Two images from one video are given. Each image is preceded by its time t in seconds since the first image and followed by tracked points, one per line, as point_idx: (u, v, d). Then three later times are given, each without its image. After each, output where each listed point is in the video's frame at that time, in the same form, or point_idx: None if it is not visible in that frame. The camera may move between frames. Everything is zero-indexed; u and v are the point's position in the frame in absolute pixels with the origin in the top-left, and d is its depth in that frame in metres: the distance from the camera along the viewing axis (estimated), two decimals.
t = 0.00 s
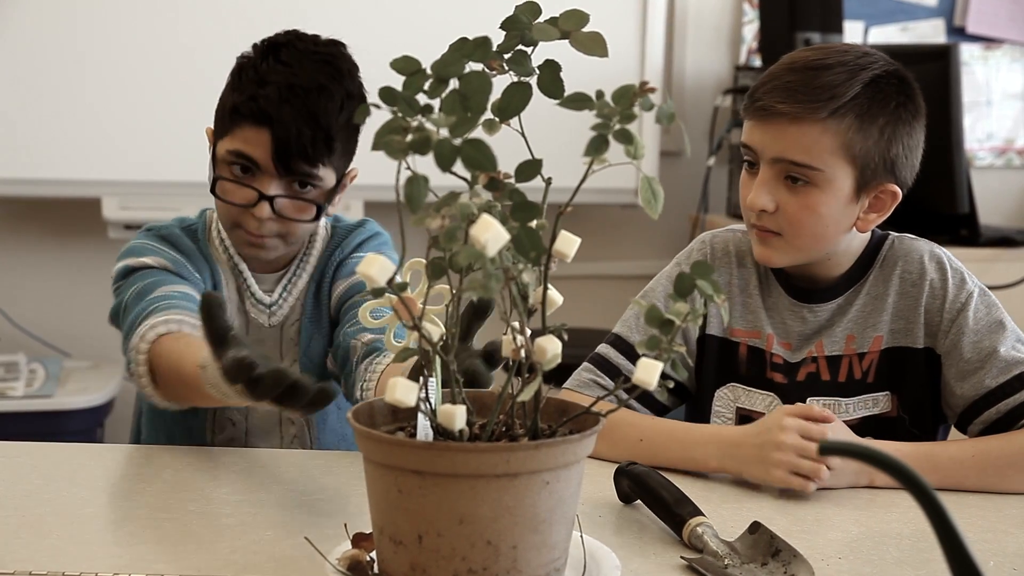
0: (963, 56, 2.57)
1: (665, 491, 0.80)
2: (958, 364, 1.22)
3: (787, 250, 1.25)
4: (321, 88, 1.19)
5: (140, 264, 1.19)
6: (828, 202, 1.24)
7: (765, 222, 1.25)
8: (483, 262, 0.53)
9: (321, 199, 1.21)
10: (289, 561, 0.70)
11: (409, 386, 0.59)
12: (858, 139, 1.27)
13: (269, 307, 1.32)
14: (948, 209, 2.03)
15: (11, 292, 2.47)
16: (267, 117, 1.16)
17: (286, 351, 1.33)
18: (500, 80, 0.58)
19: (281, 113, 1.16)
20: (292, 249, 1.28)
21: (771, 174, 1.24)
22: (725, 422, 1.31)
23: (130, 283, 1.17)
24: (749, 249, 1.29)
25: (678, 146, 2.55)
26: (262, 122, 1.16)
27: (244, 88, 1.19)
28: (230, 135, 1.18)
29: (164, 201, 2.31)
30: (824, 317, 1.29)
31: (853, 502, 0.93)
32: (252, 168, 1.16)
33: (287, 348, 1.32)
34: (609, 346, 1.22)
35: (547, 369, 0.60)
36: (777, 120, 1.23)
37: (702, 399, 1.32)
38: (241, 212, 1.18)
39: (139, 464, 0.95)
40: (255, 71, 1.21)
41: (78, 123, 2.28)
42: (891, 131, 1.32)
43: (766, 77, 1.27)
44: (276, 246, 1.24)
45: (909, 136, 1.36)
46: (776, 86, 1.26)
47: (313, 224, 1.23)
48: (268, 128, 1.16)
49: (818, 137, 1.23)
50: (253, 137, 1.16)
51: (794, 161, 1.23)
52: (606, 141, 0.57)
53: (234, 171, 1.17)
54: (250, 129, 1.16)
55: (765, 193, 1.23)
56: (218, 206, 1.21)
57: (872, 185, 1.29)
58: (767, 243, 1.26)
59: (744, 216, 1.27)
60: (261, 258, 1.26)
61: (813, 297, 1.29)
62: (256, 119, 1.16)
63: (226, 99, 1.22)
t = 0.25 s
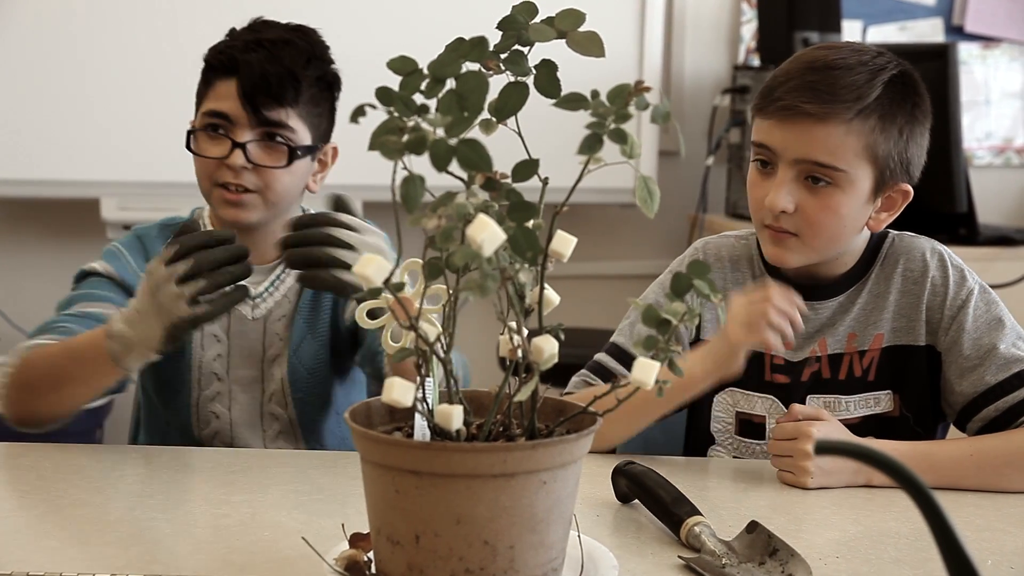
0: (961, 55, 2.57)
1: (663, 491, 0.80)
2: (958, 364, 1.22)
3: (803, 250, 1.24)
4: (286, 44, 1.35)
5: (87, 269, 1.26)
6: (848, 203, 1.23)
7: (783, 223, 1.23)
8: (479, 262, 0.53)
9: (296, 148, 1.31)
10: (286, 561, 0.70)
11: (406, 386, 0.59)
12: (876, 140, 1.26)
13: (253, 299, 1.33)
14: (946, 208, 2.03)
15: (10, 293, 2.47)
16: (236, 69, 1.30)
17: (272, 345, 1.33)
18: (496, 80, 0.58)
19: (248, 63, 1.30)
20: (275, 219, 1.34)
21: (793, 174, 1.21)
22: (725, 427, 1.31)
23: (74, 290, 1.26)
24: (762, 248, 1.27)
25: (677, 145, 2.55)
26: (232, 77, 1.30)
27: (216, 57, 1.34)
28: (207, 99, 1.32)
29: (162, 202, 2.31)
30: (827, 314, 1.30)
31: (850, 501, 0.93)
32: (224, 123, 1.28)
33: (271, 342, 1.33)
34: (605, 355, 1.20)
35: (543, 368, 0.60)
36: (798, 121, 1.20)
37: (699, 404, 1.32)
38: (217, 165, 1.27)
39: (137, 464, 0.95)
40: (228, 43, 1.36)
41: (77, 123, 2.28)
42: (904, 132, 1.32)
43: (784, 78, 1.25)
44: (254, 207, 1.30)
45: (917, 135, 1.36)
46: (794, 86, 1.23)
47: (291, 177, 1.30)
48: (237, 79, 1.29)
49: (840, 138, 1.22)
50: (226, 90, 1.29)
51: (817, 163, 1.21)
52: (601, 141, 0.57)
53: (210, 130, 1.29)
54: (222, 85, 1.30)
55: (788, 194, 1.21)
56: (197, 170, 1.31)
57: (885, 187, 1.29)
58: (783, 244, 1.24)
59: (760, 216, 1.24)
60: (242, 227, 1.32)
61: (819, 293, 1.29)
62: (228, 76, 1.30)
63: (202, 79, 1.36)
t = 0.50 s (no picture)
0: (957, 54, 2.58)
1: (657, 491, 0.80)
2: (951, 362, 1.22)
3: (809, 258, 1.24)
4: (259, 35, 1.41)
5: (46, 284, 1.34)
6: (855, 211, 1.23)
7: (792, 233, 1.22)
8: (471, 263, 0.54)
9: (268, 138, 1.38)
10: (281, 563, 0.70)
11: (398, 387, 0.59)
12: (880, 146, 1.26)
13: (231, 287, 1.38)
14: (942, 206, 2.03)
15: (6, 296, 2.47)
16: (206, 60, 1.36)
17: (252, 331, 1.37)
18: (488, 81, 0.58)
19: (218, 53, 1.36)
20: (254, 209, 1.40)
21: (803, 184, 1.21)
22: (716, 421, 1.30)
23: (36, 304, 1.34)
24: (768, 257, 1.27)
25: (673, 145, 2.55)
26: (203, 68, 1.35)
27: (187, 49, 1.40)
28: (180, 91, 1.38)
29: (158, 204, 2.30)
30: (823, 311, 1.30)
31: (845, 500, 0.93)
32: (199, 115, 1.35)
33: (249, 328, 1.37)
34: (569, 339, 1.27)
35: (536, 369, 0.60)
36: (807, 131, 1.20)
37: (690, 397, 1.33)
38: (192, 156, 1.34)
39: (132, 466, 0.95)
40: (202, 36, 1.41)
41: (74, 125, 2.28)
42: (903, 135, 1.32)
43: (788, 87, 1.24)
44: (231, 196, 1.36)
45: (914, 137, 1.36)
46: (799, 96, 1.23)
47: (264, 167, 1.37)
48: (207, 69, 1.35)
49: (847, 146, 1.21)
50: (197, 81, 1.35)
51: (827, 172, 1.20)
52: (593, 142, 0.57)
53: (184, 122, 1.35)
54: (194, 76, 1.36)
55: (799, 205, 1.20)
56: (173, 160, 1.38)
57: (887, 189, 1.29)
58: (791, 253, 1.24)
59: (769, 227, 1.23)
60: (220, 216, 1.38)
61: (815, 289, 1.30)
62: (199, 68, 1.36)
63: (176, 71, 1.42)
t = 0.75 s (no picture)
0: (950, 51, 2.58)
1: (650, 489, 0.80)
2: (942, 360, 1.22)
3: (802, 255, 1.24)
4: (261, 69, 1.37)
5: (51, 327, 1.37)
6: (845, 205, 1.23)
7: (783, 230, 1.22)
8: (459, 262, 0.54)
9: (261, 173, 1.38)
10: (273, 563, 0.70)
11: (388, 387, 0.59)
12: (866, 140, 1.26)
13: (213, 289, 1.37)
14: (935, 204, 2.03)
15: None
16: (207, 88, 1.34)
17: (234, 331, 1.37)
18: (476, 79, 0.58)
19: (219, 84, 1.34)
20: (241, 230, 1.40)
21: (791, 181, 1.21)
22: (708, 421, 1.31)
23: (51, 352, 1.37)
24: (760, 256, 1.27)
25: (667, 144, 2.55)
26: (202, 93, 1.34)
27: (190, 67, 1.39)
28: (179, 110, 1.37)
29: (152, 204, 2.30)
30: (813, 310, 1.30)
31: (837, 498, 0.93)
32: (195, 139, 1.34)
33: (230, 330, 1.37)
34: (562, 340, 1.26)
35: (526, 368, 0.60)
36: (791, 129, 1.20)
37: (681, 396, 1.32)
38: (184, 179, 1.34)
39: (125, 467, 0.95)
40: (206, 52, 1.40)
41: (69, 125, 2.27)
42: (889, 127, 1.32)
43: (770, 85, 1.25)
44: (214, 218, 1.36)
45: (900, 129, 1.37)
46: (781, 94, 1.23)
47: (254, 199, 1.38)
48: (207, 100, 1.34)
49: (833, 140, 1.22)
50: (196, 107, 1.34)
51: (813, 168, 1.21)
52: (582, 141, 0.57)
53: (180, 144, 1.35)
54: (194, 104, 1.35)
55: (787, 202, 1.20)
56: (165, 175, 1.37)
57: (875, 181, 1.30)
58: (784, 251, 1.24)
59: (759, 226, 1.23)
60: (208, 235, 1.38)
61: (801, 287, 1.30)
62: (198, 92, 1.35)
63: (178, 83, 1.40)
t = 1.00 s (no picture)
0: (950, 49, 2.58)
1: (649, 489, 0.80)
2: (941, 359, 1.23)
3: (801, 249, 1.24)
4: (272, 76, 1.37)
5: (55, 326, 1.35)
6: (842, 197, 1.23)
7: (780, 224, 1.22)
8: (457, 261, 0.54)
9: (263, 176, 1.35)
10: (273, 563, 0.70)
11: (387, 387, 0.59)
12: (861, 131, 1.27)
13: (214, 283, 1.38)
14: (935, 202, 2.03)
15: None
16: (218, 94, 1.34)
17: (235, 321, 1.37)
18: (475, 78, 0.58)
19: (230, 91, 1.33)
20: (243, 231, 1.40)
21: (787, 175, 1.21)
22: (705, 423, 1.30)
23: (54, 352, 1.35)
24: (757, 252, 1.27)
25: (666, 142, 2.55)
26: (213, 98, 1.34)
27: (200, 74, 1.39)
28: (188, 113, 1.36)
29: (151, 204, 2.30)
30: (809, 309, 1.30)
31: (837, 497, 0.93)
32: (201, 143, 1.34)
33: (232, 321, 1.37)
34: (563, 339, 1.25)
35: (525, 366, 0.60)
36: (786, 121, 1.21)
37: (678, 399, 1.32)
38: (188, 180, 1.33)
39: (124, 466, 0.95)
40: (217, 57, 1.40)
41: (70, 125, 2.27)
42: (883, 120, 1.33)
43: (763, 78, 1.25)
44: (219, 219, 1.36)
45: (893, 123, 1.37)
46: (775, 86, 1.24)
47: (259, 203, 1.37)
48: (217, 104, 1.33)
49: (828, 131, 1.22)
50: (206, 109, 1.34)
51: (809, 159, 1.21)
52: (580, 139, 0.57)
53: (187, 146, 1.34)
54: (203, 105, 1.34)
55: (783, 195, 1.20)
56: (169, 177, 1.37)
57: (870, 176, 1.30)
58: (782, 246, 1.24)
59: (756, 221, 1.23)
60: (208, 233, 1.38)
61: (796, 287, 1.29)
62: (210, 95, 1.35)
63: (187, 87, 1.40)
